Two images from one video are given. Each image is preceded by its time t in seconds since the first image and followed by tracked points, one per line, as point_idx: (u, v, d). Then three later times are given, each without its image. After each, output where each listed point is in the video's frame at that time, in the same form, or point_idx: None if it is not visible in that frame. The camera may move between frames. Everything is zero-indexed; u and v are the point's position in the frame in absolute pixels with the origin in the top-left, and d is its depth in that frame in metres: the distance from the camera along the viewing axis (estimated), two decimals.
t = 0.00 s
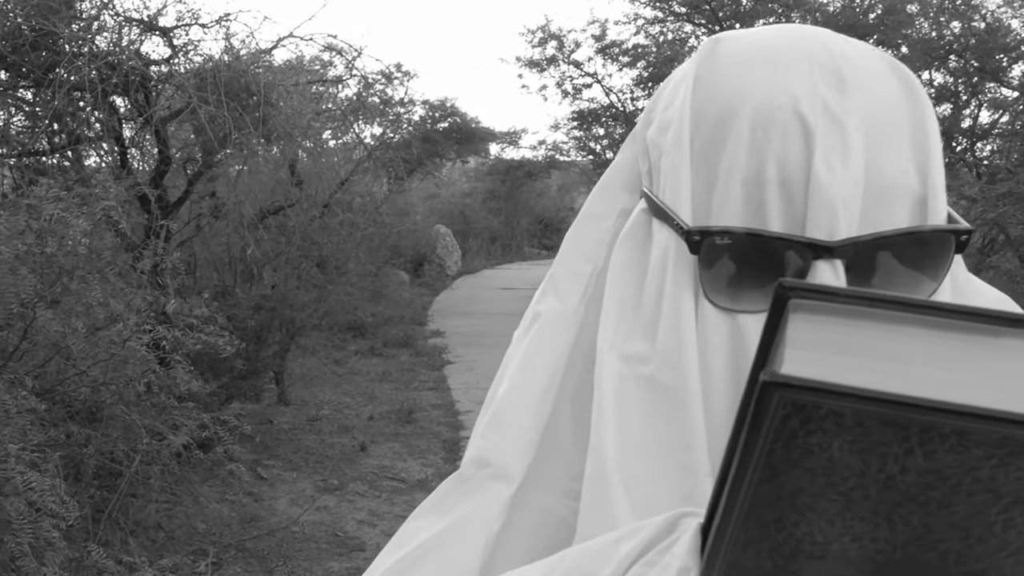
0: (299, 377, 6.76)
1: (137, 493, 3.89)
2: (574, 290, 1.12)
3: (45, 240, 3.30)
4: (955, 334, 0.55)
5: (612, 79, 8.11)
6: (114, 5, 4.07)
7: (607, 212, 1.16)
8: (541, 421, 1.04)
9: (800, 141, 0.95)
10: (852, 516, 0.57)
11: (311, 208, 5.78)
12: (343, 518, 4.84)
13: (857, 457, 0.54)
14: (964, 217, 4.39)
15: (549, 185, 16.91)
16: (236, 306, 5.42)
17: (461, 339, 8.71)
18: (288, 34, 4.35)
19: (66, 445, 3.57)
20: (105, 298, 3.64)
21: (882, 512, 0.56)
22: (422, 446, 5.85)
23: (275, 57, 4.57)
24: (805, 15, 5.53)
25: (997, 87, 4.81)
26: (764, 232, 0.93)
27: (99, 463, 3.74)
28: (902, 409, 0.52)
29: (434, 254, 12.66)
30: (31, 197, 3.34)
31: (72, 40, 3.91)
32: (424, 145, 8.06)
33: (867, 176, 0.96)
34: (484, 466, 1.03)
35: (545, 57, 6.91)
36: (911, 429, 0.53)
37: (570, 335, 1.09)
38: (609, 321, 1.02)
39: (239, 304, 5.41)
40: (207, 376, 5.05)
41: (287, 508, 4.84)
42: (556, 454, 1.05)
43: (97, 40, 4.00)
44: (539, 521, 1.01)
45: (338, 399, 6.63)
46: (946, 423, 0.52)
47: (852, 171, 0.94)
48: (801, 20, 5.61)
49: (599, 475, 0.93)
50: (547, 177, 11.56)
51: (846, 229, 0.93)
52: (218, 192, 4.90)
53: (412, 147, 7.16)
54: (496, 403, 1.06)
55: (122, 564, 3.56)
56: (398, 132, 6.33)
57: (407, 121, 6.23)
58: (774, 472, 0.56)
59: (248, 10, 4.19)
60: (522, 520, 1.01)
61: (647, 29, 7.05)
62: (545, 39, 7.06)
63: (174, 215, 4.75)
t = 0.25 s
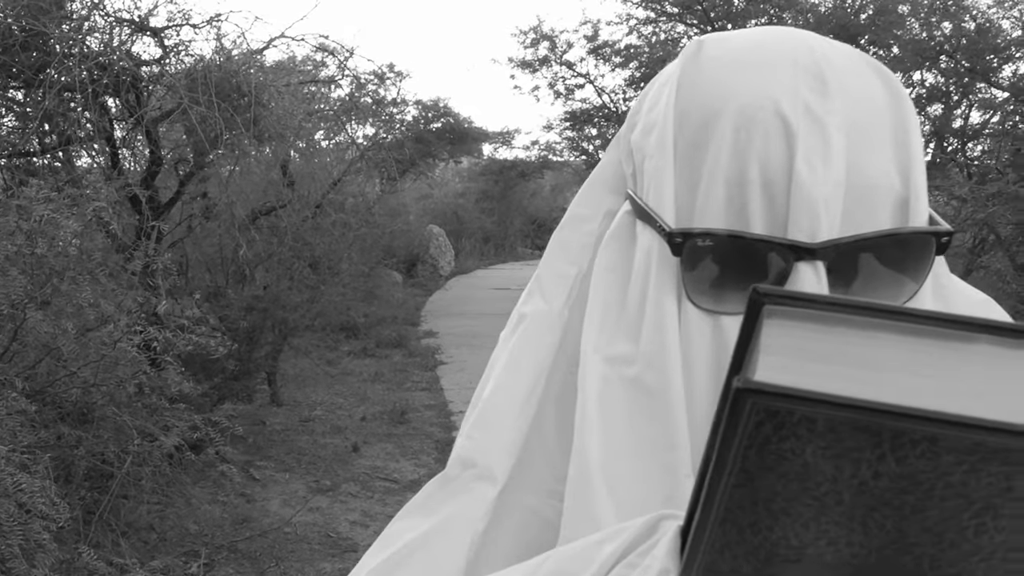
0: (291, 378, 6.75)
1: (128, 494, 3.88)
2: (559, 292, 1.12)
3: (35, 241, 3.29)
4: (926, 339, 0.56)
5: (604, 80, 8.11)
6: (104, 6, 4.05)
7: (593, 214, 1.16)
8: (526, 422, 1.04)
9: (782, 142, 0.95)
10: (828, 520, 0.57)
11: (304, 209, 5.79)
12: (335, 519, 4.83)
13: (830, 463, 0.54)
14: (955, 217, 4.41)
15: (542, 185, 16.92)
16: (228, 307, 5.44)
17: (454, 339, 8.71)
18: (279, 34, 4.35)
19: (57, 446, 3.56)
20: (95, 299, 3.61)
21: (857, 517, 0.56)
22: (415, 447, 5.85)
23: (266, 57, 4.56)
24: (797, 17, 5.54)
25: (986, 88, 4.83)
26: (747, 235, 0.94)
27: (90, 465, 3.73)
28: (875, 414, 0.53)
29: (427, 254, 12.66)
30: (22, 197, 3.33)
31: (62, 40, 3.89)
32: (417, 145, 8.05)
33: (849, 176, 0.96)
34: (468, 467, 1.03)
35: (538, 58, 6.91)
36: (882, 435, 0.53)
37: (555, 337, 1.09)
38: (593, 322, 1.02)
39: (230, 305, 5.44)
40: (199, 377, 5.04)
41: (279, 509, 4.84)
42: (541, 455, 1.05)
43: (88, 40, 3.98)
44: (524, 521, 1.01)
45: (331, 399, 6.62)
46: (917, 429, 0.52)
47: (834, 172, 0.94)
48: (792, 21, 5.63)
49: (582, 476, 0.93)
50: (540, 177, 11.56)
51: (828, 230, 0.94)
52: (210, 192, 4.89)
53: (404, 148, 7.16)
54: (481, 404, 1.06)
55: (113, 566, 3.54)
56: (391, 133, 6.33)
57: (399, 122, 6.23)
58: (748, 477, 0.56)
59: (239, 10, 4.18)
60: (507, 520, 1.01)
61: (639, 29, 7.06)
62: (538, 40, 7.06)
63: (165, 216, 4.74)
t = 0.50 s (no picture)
0: (285, 378, 6.76)
1: (120, 496, 3.87)
2: (544, 293, 1.11)
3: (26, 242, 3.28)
4: (899, 341, 0.55)
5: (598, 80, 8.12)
6: (95, 7, 4.03)
7: (579, 215, 1.16)
8: (511, 424, 1.04)
9: (765, 145, 0.96)
10: (803, 521, 0.58)
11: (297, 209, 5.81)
12: (329, 520, 4.83)
13: (802, 463, 0.56)
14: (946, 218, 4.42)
15: (537, 186, 16.93)
16: (221, 308, 5.41)
17: (448, 340, 8.71)
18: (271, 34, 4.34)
19: (47, 449, 3.52)
20: (86, 301, 3.62)
21: (831, 517, 0.57)
22: (409, 447, 5.85)
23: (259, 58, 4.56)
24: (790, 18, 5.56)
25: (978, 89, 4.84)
26: (729, 237, 0.94)
27: (82, 466, 3.72)
28: (846, 415, 0.54)
29: (421, 255, 12.67)
30: (12, 199, 3.32)
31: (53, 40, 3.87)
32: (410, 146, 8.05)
33: (831, 179, 0.97)
34: (453, 470, 1.03)
35: (531, 59, 6.91)
36: (853, 436, 0.54)
37: (539, 339, 1.09)
38: (578, 324, 1.02)
39: (223, 305, 5.40)
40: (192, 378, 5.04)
41: (272, 510, 4.84)
42: (527, 456, 1.05)
43: (79, 40, 3.97)
44: (508, 523, 1.02)
45: (324, 400, 6.63)
46: (887, 431, 0.53)
47: (816, 174, 0.94)
48: (785, 22, 5.64)
49: (565, 478, 0.93)
50: (534, 177, 11.56)
51: (810, 233, 0.94)
52: (202, 193, 4.88)
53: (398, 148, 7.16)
54: (466, 406, 1.06)
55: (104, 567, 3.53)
56: (384, 134, 6.33)
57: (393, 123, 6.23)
58: (723, 478, 0.57)
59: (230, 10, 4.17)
60: (492, 522, 1.01)
61: (632, 30, 7.06)
62: (531, 40, 7.06)
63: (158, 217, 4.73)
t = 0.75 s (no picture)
0: (278, 380, 6.76)
1: (112, 497, 3.85)
2: (529, 295, 1.12)
3: (16, 243, 3.28)
4: (868, 344, 0.57)
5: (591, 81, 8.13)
6: (88, 7, 4.02)
7: (564, 218, 1.16)
8: (495, 426, 1.04)
9: (746, 148, 0.96)
10: (776, 523, 0.59)
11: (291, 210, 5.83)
12: (322, 520, 4.83)
13: (774, 466, 0.56)
14: (937, 218, 4.45)
15: (531, 187, 16.95)
16: (214, 309, 5.41)
17: (442, 341, 8.72)
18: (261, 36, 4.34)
19: (39, 450, 3.50)
20: (77, 302, 3.57)
21: (804, 519, 0.58)
22: (402, 448, 5.85)
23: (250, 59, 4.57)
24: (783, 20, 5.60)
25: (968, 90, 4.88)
26: (711, 240, 0.95)
27: (74, 468, 3.70)
28: (816, 420, 0.54)
29: (415, 256, 12.68)
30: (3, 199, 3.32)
31: (44, 41, 3.86)
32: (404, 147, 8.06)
33: (814, 181, 0.97)
34: (437, 471, 1.02)
35: (523, 60, 6.92)
36: (823, 440, 0.55)
37: (525, 342, 1.09)
38: (561, 326, 1.03)
39: (216, 307, 5.41)
40: (183, 380, 5.04)
41: (265, 511, 4.84)
42: (511, 458, 1.05)
43: (71, 42, 3.96)
44: (494, 525, 1.02)
45: (318, 401, 6.63)
46: (857, 434, 0.54)
47: (798, 176, 0.95)
48: (777, 23, 5.66)
49: (548, 477, 0.93)
50: (528, 178, 11.56)
51: (792, 235, 0.94)
52: (194, 194, 4.87)
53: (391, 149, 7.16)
54: (450, 407, 1.06)
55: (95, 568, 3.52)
56: (378, 135, 6.34)
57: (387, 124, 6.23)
58: (695, 480, 0.58)
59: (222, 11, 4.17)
60: (476, 523, 1.01)
61: (625, 31, 7.08)
62: (524, 41, 7.07)
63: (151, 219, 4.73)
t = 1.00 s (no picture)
0: (272, 381, 6.77)
1: (103, 499, 3.84)
2: (514, 296, 1.12)
3: (7, 245, 3.28)
4: (839, 349, 0.58)
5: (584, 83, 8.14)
6: (79, 8, 4.01)
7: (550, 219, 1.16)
8: (480, 427, 1.04)
9: (729, 151, 0.97)
10: (750, 527, 0.60)
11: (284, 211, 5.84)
12: (315, 522, 4.83)
13: (747, 471, 0.58)
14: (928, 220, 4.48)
15: (525, 187, 16.95)
16: (206, 311, 5.34)
17: (435, 342, 8.73)
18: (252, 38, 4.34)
19: (30, 452, 3.50)
20: (70, 304, 3.63)
21: (777, 522, 0.59)
22: (395, 449, 5.86)
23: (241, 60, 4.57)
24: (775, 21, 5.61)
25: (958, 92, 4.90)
26: (692, 242, 0.95)
27: (65, 470, 3.69)
28: (786, 425, 0.56)
29: (409, 257, 12.68)
30: None
31: (34, 43, 3.84)
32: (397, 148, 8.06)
33: (795, 184, 0.98)
34: (421, 473, 1.03)
35: (515, 61, 6.92)
36: (794, 444, 0.57)
37: (509, 343, 1.09)
38: (546, 328, 1.03)
39: (209, 308, 5.34)
40: (176, 381, 5.05)
41: (258, 513, 4.85)
42: (496, 459, 1.05)
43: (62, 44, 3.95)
44: (478, 526, 1.02)
45: (312, 402, 6.63)
46: (827, 438, 0.56)
47: (779, 179, 0.95)
48: (767, 24, 5.67)
49: (532, 480, 0.94)
50: (522, 180, 11.57)
51: (773, 237, 0.95)
52: (186, 196, 4.86)
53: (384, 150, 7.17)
54: (434, 409, 1.06)
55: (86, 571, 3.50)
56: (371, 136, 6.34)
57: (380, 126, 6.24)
58: (670, 485, 0.59)
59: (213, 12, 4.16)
60: (460, 524, 1.02)
61: (617, 31, 7.08)
62: (516, 43, 7.08)
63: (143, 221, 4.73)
